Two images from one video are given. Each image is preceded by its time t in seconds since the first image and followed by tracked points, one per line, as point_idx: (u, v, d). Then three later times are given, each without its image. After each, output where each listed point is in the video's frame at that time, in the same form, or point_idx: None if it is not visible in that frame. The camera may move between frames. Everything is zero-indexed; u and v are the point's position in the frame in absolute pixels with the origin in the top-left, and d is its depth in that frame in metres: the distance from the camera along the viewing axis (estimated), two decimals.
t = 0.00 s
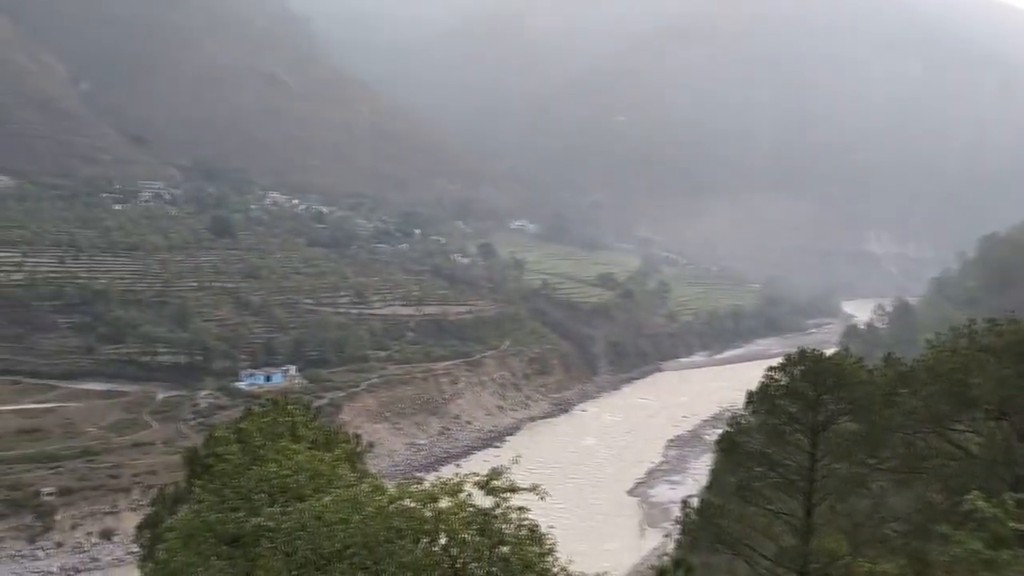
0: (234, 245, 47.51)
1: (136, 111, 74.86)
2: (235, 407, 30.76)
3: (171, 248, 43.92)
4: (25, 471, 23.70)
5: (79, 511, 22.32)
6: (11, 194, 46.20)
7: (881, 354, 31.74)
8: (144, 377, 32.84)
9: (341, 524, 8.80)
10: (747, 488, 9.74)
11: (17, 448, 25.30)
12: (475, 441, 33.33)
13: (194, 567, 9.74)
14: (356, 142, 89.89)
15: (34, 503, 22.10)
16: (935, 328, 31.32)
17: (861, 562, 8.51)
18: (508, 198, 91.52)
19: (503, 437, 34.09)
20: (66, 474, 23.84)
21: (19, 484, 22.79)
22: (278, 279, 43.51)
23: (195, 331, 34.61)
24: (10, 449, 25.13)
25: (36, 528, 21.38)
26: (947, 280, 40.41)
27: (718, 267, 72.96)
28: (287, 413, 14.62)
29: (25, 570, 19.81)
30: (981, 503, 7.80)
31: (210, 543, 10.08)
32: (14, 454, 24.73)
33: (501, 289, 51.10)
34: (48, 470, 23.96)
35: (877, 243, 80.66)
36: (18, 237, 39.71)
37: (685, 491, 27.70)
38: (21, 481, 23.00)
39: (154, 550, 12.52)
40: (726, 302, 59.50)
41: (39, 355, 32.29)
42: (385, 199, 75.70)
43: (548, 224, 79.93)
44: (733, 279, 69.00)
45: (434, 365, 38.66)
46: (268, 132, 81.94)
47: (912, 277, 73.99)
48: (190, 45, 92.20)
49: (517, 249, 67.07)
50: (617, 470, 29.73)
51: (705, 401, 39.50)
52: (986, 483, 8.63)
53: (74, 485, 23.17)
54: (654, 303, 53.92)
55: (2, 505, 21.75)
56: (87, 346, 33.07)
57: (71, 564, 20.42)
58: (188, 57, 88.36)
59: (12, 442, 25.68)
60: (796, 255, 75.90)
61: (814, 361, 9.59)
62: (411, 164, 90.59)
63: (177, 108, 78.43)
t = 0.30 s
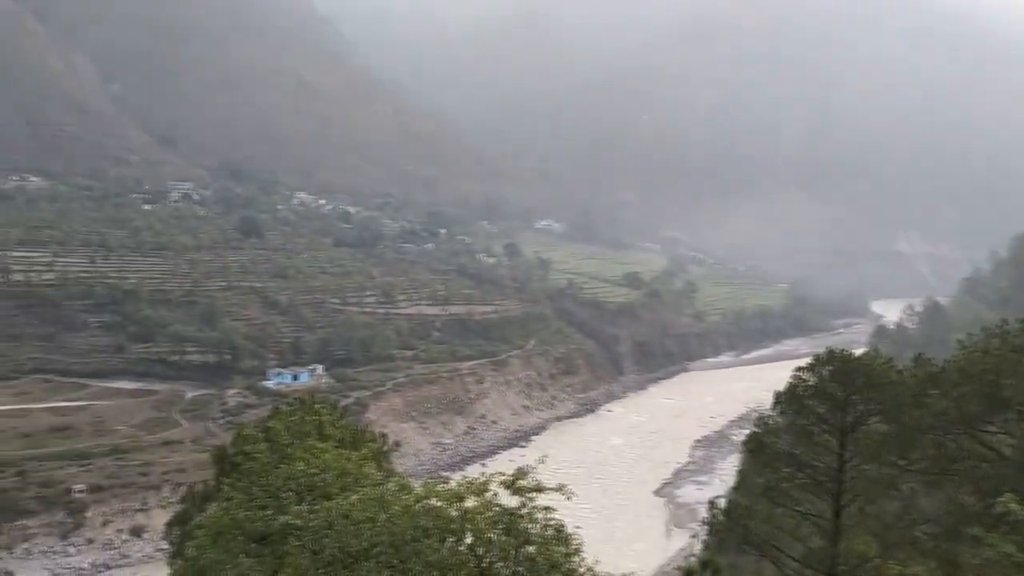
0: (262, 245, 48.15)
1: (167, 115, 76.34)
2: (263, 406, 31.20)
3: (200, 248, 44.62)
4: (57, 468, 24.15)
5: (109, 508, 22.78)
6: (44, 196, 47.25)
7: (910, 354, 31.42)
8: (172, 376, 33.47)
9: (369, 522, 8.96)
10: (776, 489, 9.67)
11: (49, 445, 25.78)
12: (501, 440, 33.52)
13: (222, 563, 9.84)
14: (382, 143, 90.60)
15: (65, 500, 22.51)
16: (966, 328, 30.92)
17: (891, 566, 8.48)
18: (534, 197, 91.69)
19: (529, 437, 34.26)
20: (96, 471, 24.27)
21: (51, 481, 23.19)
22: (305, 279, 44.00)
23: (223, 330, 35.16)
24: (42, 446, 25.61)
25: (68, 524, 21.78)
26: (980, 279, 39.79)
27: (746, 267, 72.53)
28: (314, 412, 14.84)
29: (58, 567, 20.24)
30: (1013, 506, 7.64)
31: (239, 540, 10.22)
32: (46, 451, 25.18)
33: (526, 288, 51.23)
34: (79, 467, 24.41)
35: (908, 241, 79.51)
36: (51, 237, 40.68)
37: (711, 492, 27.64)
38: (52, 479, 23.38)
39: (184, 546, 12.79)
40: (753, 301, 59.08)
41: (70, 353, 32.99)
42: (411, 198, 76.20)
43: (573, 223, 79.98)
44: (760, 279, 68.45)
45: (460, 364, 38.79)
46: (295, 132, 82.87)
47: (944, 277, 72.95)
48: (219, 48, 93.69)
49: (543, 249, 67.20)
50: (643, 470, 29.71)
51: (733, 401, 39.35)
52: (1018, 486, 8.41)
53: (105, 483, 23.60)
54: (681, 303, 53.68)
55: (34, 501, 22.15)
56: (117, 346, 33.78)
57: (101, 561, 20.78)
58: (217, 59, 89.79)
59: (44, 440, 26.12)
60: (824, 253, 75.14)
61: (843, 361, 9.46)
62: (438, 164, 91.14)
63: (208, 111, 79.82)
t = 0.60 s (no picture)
0: (296, 245, 48.86)
1: (203, 118, 77.87)
2: (296, 405, 31.68)
3: (235, 248, 45.45)
4: (95, 465, 24.76)
5: (144, 505, 23.34)
6: (82, 196, 48.39)
7: (948, 356, 30.90)
8: (208, 375, 34.18)
9: (400, 521, 9.10)
10: (810, 492, 9.51)
11: (87, 442, 26.44)
12: (531, 441, 33.66)
13: (256, 560, 10.03)
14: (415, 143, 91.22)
15: (103, 496, 23.08)
16: (1007, 329, 30.29)
17: (928, 571, 8.36)
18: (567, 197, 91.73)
19: (560, 437, 34.36)
20: (133, 468, 24.84)
21: (89, 478, 23.74)
22: (338, 279, 44.55)
23: (257, 330, 35.74)
24: (81, 444, 26.28)
25: (104, 520, 22.37)
26: (1022, 278, 38.93)
27: (780, 267, 71.79)
28: (346, 411, 15.07)
29: (95, 562, 21.00)
30: None
31: (272, 537, 10.41)
32: (84, 448, 25.82)
33: (558, 288, 51.27)
34: (116, 465, 25.01)
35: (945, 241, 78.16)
36: (90, 238, 41.73)
37: (743, 494, 27.45)
38: (90, 475, 23.95)
39: (218, 543, 13.08)
40: (788, 302, 58.43)
41: (109, 352, 33.88)
42: (443, 199, 76.69)
43: (606, 224, 79.85)
44: (794, 279, 67.72)
45: (491, 364, 38.95)
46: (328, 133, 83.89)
47: (986, 278, 71.46)
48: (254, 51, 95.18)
49: (575, 249, 67.22)
50: (674, 471, 29.58)
51: (766, 403, 39.03)
52: None
53: (141, 480, 24.16)
54: (714, 303, 53.28)
55: (72, 497, 22.75)
56: (154, 345, 34.63)
57: (137, 557, 21.53)
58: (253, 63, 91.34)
59: (82, 437, 26.78)
60: (861, 253, 74.01)
61: (879, 362, 9.20)
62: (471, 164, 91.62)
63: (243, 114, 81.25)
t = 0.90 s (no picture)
0: (323, 245, 49.37)
1: (231, 120, 78.97)
2: (323, 404, 32.04)
3: (263, 248, 46.03)
4: (125, 463, 25.22)
5: (174, 502, 23.77)
6: (113, 197, 49.33)
7: (980, 358, 30.45)
8: (236, 373, 34.72)
9: (426, 520, 9.13)
10: (838, 495, 9.40)
11: (117, 440, 26.94)
12: (557, 441, 33.77)
13: (283, 558, 10.15)
14: (441, 142, 91.70)
15: (133, 493, 23.43)
16: None
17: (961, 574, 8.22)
18: (595, 198, 91.74)
19: (586, 437, 34.40)
20: (162, 466, 25.29)
21: (119, 475, 24.19)
22: (364, 279, 44.93)
23: (285, 329, 36.12)
24: (111, 441, 26.78)
25: (134, 517, 22.80)
26: None
27: (808, 267, 71.15)
28: (372, 410, 15.28)
29: (125, 558, 21.51)
30: None
31: (299, 536, 10.55)
32: (114, 446, 26.31)
33: (583, 289, 51.24)
34: (146, 462, 25.46)
35: (977, 241, 77.03)
36: (120, 237, 42.53)
37: (771, 496, 27.29)
38: (120, 472, 24.41)
39: (245, 540, 13.32)
40: (816, 303, 57.86)
41: (138, 350, 34.54)
42: (469, 199, 77.05)
43: (632, 223, 79.69)
44: (823, 279, 67.15)
45: (516, 365, 39.00)
46: (355, 134, 84.61)
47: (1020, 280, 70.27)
48: (283, 52, 96.38)
49: (601, 249, 67.19)
50: (700, 473, 29.43)
51: (794, 404, 38.76)
52: None
53: (170, 477, 24.53)
54: (742, 303, 52.92)
55: (103, 494, 23.07)
56: (183, 343, 35.27)
57: (165, 553, 22.03)
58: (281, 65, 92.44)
59: (112, 434, 27.30)
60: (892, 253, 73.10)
61: (909, 365, 9.06)
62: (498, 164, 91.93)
63: (272, 115, 82.33)
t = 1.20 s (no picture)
0: (342, 244, 49.77)
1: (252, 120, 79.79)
2: (342, 403, 32.32)
3: (283, 247, 46.50)
4: (145, 460, 25.62)
5: (194, 499, 24.09)
6: (135, 196, 50.04)
7: (1002, 360, 30.11)
8: (256, 371, 35.17)
9: (444, 519, 9.20)
10: (859, 498, 9.37)
11: (138, 437, 27.39)
12: (575, 441, 33.88)
13: (303, 557, 10.36)
14: (461, 142, 91.99)
15: (153, 490, 23.78)
16: None
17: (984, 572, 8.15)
18: (615, 198, 91.61)
19: (604, 438, 34.48)
20: (183, 463, 25.68)
21: (140, 472, 24.59)
22: (383, 278, 45.23)
23: (304, 327, 36.50)
24: (132, 439, 27.24)
25: (155, 514, 23.15)
26: None
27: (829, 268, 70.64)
28: (392, 409, 15.49)
29: (146, 555, 21.90)
30: None
31: (318, 533, 10.71)
32: (135, 443, 26.76)
33: (602, 289, 51.22)
34: (167, 459, 25.86)
35: (1001, 242, 76.09)
36: (142, 236, 43.18)
37: (790, 498, 27.21)
38: (141, 469, 24.82)
39: (266, 536, 13.55)
40: (837, 304, 57.42)
41: (159, 348, 35.07)
42: (488, 198, 77.25)
43: (652, 223, 79.57)
44: (844, 280, 66.70)
45: (535, 364, 39.08)
46: (375, 133, 85.08)
47: None
48: (304, 53, 97.18)
49: (620, 249, 67.19)
50: (719, 474, 29.35)
51: (814, 405, 38.58)
52: None
53: (190, 475, 24.86)
54: (763, 303, 52.68)
55: (124, 490, 23.40)
56: (203, 341, 35.77)
57: (185, 550, 22.41)
58: (302, 65, 93.23)
59: (133, 432, 27.75)
60: (914, 254, 72.38)
61: (930, 366, 9.05)
62: (517, 163, 92.05)
63: (293, 115, 83.09)
